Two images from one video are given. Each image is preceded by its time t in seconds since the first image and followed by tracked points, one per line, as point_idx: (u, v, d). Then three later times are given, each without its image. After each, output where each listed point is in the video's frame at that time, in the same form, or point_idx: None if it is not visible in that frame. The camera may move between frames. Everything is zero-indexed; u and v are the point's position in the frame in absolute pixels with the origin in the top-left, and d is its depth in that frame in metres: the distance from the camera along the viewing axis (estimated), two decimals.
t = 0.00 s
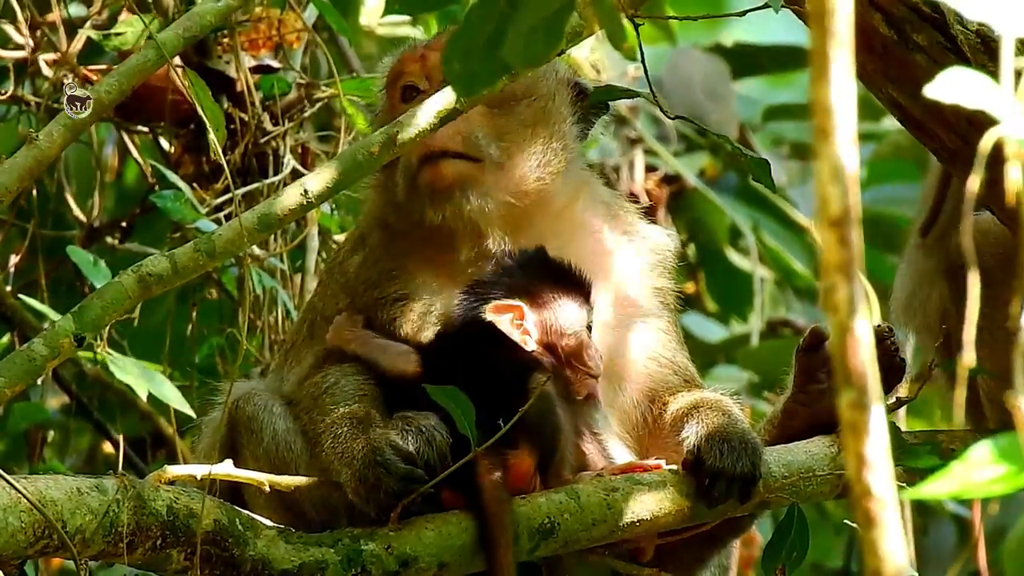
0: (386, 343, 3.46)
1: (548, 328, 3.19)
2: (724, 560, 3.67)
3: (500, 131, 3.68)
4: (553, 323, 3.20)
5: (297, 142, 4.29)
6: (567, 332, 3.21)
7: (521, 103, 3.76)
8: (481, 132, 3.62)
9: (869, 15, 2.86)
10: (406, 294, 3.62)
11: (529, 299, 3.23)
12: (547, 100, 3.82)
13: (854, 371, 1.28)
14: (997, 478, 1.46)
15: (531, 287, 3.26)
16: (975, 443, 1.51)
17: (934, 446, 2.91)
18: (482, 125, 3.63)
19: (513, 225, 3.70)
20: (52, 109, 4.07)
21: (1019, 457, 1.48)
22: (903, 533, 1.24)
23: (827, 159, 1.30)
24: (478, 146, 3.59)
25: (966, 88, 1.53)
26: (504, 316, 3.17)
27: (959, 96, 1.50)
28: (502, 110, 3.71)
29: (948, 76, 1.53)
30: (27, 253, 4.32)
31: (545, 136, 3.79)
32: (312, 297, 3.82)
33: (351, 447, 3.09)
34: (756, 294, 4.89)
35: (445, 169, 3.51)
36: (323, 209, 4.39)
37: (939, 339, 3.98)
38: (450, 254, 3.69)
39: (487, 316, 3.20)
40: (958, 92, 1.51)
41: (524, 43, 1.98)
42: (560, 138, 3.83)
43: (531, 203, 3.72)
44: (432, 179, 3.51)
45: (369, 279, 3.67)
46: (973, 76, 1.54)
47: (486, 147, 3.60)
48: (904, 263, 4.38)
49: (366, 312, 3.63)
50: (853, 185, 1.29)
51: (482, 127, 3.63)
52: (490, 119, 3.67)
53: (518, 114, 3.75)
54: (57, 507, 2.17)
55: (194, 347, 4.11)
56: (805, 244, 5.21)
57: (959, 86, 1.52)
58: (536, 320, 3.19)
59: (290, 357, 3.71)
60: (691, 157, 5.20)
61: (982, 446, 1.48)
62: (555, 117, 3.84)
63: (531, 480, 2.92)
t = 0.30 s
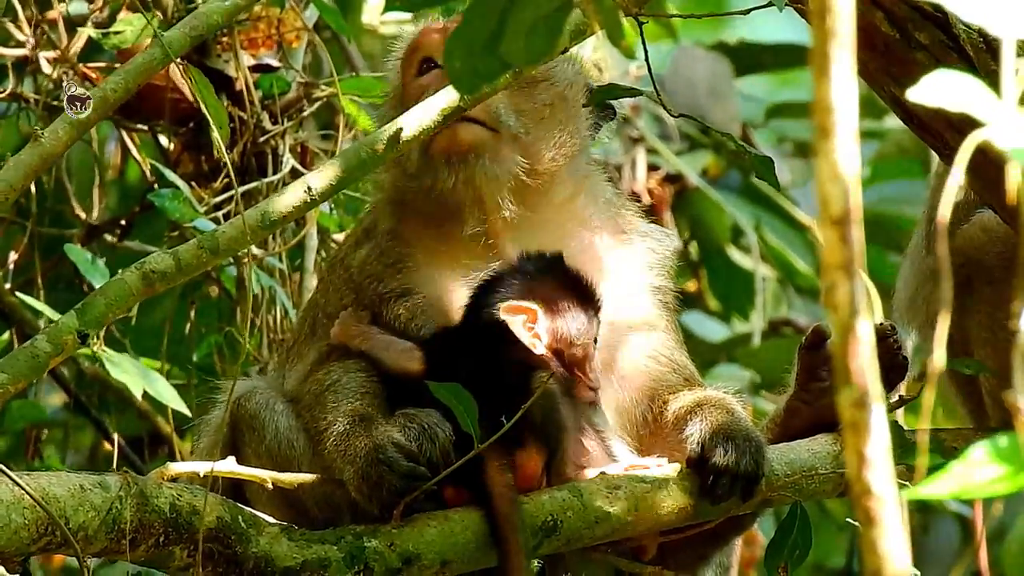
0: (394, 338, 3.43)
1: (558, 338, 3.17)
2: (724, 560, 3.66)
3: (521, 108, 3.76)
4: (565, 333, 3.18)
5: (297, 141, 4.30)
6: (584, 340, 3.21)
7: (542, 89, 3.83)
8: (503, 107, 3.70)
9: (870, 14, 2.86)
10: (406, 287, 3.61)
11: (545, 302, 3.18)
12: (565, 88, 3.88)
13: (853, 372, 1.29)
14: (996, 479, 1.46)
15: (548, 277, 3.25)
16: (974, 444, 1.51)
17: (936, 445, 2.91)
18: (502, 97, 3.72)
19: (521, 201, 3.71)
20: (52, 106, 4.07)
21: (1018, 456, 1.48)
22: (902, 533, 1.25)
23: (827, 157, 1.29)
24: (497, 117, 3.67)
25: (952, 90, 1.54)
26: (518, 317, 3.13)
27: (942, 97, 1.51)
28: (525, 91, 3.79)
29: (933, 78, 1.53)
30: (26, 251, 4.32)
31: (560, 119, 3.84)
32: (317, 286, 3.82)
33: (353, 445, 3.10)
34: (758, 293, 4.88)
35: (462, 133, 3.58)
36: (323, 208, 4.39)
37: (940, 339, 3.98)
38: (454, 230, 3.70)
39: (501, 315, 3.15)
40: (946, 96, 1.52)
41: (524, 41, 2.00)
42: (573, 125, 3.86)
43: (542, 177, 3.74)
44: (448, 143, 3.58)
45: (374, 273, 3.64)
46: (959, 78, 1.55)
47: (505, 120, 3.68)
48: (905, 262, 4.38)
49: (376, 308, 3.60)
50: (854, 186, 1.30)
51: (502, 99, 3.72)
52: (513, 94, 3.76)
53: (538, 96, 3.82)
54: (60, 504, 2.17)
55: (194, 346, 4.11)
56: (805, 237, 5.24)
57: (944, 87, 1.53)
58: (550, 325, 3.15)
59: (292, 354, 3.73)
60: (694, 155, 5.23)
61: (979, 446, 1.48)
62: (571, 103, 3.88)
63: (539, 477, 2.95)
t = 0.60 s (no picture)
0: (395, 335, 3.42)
1: (563, 342, 3.17)
2: (726, 561, 3.66)
3: (530, 104, 3.77)
4: (572, 336, 3.19)
5: (299, 141, 4.30)
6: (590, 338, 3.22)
7: (549, 88, 3.82)
8: (512, 103, 3.71)
9: (871, 14, 2.86)
10: (406, 286, 3.60)
11: (548, 307, 3.18)
12: (573, 88, 3.89)
13: (849, 370, 1.28)
14: (996, 478, 1.46)
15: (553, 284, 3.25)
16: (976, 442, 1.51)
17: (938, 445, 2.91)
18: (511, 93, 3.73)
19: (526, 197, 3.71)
20: (54, 107, 4.07)
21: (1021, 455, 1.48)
22: (897, 535, 1.26)
23: (822, 157, 1.29)
24: (506, 113, 3.68)
25: (957, 90, 1.54)
26: (519, 322, 3.14)
27: (948, 99, 1.50)
28: (533, 88, 3.79)
29: (939, 79, 1.53)
30: (28, 252, 4.33)
31: (567, 116, 3.83)
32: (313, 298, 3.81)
33: (355, 446, 3.11)
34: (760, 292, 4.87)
35: (472, 126, 3.59)
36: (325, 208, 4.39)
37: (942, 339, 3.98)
38: (457, 227, 3.70)
39: (503, 319, 3.15)
40: (951, 95, 1.52)
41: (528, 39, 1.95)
42: (580, 124, 3.85)
43: (548, 172, 3.74)
44: (458, 137, 3.58)
45: (377, 272, 3.63)
46: (965, 79, 1.54)
47: (514, 116, 3.69)
48: (908, 262, 4.38)
49: (377, 310, 3.57)
50: (849, 184, 1.29)
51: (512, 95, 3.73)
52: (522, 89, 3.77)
53: (545, 94, 3.82)
54: (61, 505, 2.16)
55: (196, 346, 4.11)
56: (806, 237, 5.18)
57: (950, 87, 1.53)
58: (552, 330, 3.16)
59: (293, 357, 3.74)
60: (696, 156, 5.24)
61: (982, 445, 1.48)
62: (577, 101, 3.87)
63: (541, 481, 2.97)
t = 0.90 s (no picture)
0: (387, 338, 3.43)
1: (552, 326, 3.22)
2: (725, 561, 3.66)
3: (526, 110, 3.77)
4: (559, 319, 3.23)
5: (299, 141, 4.30)
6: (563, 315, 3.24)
7: (545, 91, 3.82)
8: (509, 110, 3.72)
9: (870, 13, 2.86)
10: (401, 287, 3.60)
11: (530, 299, 3.25)
12: (569, 90, 3.89)
13: (849, 369, 1.28)
14: (994, 478, 1.46)
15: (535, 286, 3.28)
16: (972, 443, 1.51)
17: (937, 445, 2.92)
18: (509, 100, 3.73)
19: (524, 203, 3.72)
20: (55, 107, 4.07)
21: (1018, 456, 1.48)
22: (897, 533, 1.26)
23: (821, 156, 1.29)
24: (504, 120, 3.69)
25: (958, 87, 1.54)
26: (505, 319, 3.19)
27: (948, 96, 1.50)
28: (530, 93, 3.79)
29: (940, 77, 1.53)
30: (28, 251, 4.33)
31: (563, 120, 3.84)
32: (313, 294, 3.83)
33: (353, 445, 3.11)
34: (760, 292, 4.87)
35: (470, 136, 3.60)
36: (325, 208, 4.39)
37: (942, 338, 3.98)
38: (456, 233, 3.71)
39: (489, 319, 3.21)
40: (951, 93, 1.52)
41: (526, 43, 1.95)
42: (577, 128, 3.86)
43: (547, 179, 3.74)
44: (457, 147, 3.59)
45: (371, 273, 3.64)
46: (965, 76, 1.55)
47: (512, 123, 3.70)
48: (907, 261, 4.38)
49: (371, 313, 3.58)
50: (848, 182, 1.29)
51: (509, 102, 3.73)
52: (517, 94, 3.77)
53: (542, 98, 3.82)
54: (61, 505, 2.16)
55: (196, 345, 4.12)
56: (806, 237, 5.20)
57: (951, 85, 1.53)
58: (539, 319, 3.22)
59: (290, 358, 3.75)
60: (694, 155, 5.25)
61: (978, 446, 1.48)
62: (573, 104, 3.88)
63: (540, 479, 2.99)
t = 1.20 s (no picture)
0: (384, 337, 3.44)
1: (539, 312, 3.18)
2: (724, 560, 3.66)
3: (524, 113, 3.77)
4: (544, 305, 3.19)
5: (300, 139, 4.30)
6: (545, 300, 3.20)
7: (541, 94, 3.83)
8: (508, 114, 3.70)
9: (869, 14, 2.86)
10: (397, 287, 3.60)
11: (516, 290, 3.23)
12: (565, 93, 3.89)
13: (853, 370, 1.29)
14: (995, 478, 1.46)
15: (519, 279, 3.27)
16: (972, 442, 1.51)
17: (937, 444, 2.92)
18: (506, 104, 3.72)
19: (523, 209, 3.70)
20: (55, 105, 4.07)
21: (1018, 455, 1.48)
22: (901, 532, 1.26)
23: (826, 158, 1.30)
24: (505, 125, 3.66)
25: (962, 89, 1.54)
26: (494, 308, 3.17)
27: (953, 98, 1.51)
28: (525, 96, 3.80)
29: (942, 78, 1.53)
30: (29, 250, 4.33)
31: (562, 125, 3.83)
32: (310, 290, 3.83)
33: (351, 443, 3.10)
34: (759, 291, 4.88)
35: (472, 143, 3.55)
36: (325, 206, 4.39)
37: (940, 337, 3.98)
38: (455, 237, 3.68)
39: (478, 310, 3.19)
40: (953, 94, 1.52)
41: (522, 40, 1.96)
42: (575, 131, 3.86)
43: (546, 184, 3.74)
44: (459, 155, 3.54)
45: (367, 273, 3.64)
46: (968, 77, 1.55)
47: (512, 127, 3.68)
48: (906, 261, 4.38)
49: (366, 313, 3.59)
50: (852, 184, 1.30)
51: (508, 106, 3.72)
52: (514, 99, 3.76)
53: (540, 101, 3.82)
54: (59, 502, 2.16)
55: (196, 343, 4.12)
56: (805, 237, 5.21)
57: (956, 87, 1.53)
58: (526, 307, 3.18)
59: (286, 357, 3.75)
60: (694, 155, 5.21)
61: (979, 445, 1.48)
62: (570, 107, 3.87)
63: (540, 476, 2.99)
